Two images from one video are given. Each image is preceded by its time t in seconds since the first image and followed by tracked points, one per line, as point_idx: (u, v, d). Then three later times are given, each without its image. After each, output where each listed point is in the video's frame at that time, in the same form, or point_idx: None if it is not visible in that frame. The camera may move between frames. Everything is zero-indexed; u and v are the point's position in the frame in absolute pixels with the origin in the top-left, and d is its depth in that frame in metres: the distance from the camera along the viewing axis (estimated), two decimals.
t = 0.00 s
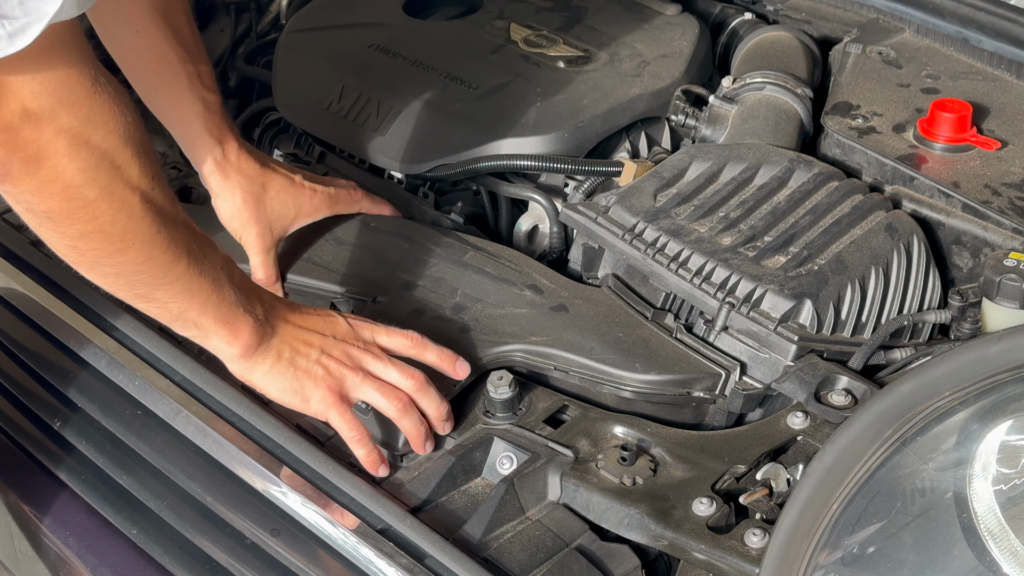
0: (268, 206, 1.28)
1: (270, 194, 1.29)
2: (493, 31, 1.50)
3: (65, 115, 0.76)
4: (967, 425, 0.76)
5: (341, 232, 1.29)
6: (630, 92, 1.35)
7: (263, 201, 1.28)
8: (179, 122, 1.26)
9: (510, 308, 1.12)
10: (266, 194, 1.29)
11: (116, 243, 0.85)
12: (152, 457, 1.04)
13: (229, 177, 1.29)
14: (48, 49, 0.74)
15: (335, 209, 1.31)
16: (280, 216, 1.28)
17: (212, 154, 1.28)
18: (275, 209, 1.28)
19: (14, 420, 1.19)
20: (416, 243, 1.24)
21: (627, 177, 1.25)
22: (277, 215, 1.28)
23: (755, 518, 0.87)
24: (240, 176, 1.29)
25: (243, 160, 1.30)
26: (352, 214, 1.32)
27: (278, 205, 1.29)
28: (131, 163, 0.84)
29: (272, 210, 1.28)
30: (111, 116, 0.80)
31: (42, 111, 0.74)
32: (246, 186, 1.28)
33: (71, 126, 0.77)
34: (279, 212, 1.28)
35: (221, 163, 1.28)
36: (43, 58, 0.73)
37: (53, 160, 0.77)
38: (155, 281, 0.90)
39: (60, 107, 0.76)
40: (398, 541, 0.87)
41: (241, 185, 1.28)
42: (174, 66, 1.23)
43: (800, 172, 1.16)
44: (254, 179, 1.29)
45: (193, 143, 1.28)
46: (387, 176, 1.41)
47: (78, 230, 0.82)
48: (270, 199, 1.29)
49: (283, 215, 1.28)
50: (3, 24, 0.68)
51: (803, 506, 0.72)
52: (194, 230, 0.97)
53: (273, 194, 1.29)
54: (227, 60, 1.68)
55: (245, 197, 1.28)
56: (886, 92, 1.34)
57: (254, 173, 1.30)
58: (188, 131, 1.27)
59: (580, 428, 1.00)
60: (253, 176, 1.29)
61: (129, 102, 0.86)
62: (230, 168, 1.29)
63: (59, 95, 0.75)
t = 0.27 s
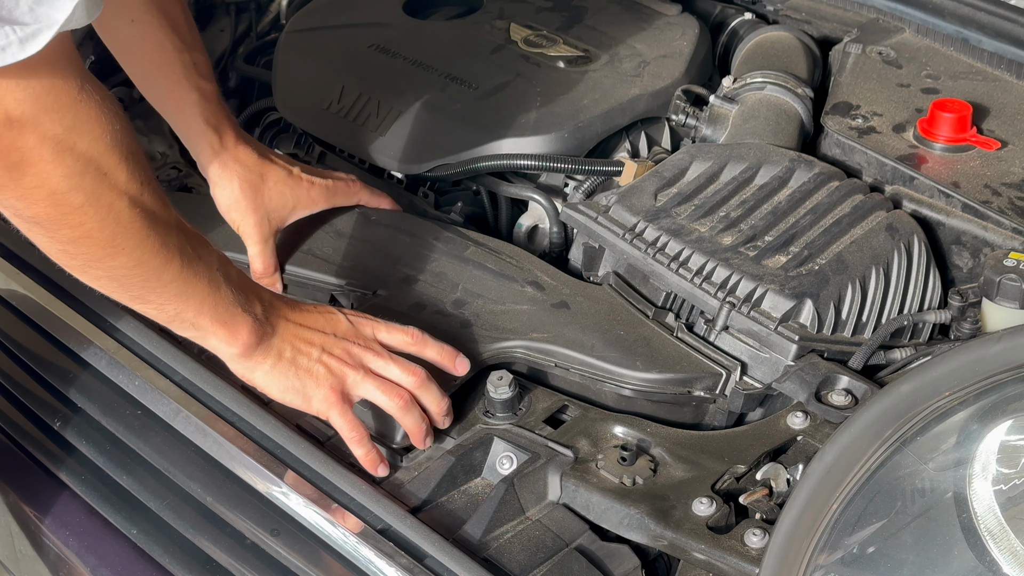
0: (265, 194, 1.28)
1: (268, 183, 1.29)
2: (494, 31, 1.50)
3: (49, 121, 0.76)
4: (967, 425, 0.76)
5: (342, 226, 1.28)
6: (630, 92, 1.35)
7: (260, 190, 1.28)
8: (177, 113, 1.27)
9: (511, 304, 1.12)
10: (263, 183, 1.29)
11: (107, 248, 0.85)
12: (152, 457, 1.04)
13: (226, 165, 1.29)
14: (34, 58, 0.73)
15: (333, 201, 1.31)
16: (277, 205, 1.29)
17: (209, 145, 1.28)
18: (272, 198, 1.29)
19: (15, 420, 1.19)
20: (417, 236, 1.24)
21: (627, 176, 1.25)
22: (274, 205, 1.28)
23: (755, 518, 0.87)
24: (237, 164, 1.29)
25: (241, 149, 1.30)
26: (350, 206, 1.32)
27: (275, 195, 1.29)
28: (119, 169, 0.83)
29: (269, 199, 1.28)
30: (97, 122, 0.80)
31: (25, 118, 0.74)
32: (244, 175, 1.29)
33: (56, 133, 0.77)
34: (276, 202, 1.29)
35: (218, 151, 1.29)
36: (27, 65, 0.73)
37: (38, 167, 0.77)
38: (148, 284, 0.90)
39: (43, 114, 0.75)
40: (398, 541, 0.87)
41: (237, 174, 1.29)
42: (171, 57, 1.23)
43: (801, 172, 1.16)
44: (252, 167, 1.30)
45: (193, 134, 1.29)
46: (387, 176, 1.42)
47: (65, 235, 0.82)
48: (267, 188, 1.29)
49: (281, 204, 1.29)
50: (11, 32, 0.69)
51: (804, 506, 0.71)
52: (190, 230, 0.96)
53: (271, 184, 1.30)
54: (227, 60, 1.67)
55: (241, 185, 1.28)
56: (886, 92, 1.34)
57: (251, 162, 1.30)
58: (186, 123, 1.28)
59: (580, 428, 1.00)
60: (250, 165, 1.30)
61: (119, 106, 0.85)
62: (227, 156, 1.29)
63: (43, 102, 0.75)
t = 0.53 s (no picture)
0: (262, 192, 1.28)
1: (264, 181, 1.30)
2: (493, 31, 1.50)
3: (49, 132, 0.76)
4: (967, 425, 0.76)
5: (342, 226, 1.28)
6: (630, 92, 1.35)
7: (257, 188, 1.29)
8: (176, 110, 1.27)
9: (510, 304, 1.12)
10: (259, 180, 1.29)
11: (106, 258, 0.85)
12: (152, 457, 1.04)
13: (223, 164, 1.29)
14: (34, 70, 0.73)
15: (331, 200, 1.31)
16: (275, 204, 1.29)
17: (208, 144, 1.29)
18: (269, 196, 1.29)
19: (15, 420, 1.19)
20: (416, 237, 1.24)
21: (627, 177, 1.25)
22: (271, 203, 1.28)
23: (755, 518, 0.86)
24: (233, 163, 1.29)
25: (238, 147, 1.31)
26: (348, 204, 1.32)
27: (272, 193, 1.29)
28: (118, 180, 0.83)
29: (266, 198, 1.29)
30: (96, 134, 0.80)
31: (25, 129, 0.74)
32: (241, 173, 1.29)
33: (54, 144, 0.76)
34: (273, 200, 1.29)
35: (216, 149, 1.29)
36: (27, 77, 0.72)
37: (36, 177, 0.77)
38: (147, 294, 0.90)
39: (42, 125, 0.75)
40: (399, 541, 0.87)
41: (234, 173, 1.29)
42: (168, 54, 1.24)
43: (801, 172, 1.16)
44: (248, 165, 1.30)
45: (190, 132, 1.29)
46: (387, 176, 1.42)
47: (65, 245, 0.82)
48: (264, 186, 1.29)
49: (277, 202, 1.29)
50: (13, 45, 0.69)
51: (803, 506, 0.71)
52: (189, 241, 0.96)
53: (267, 181, 1.30)
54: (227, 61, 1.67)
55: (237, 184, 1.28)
56: (886, 92, 1.34)
57: (248, 161, 1.30)
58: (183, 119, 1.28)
59: (581, 428, 1.00)
60: (247, 163, 1.30)
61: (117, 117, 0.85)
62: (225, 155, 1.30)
63: (42, 113, 0.75)
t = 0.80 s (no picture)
0: (265, 192, 1.28)
1: (268, 180, 1.29)
2: (493, 31, 1.50)
3: (38, 132, 0.75)
4: (967, 425, 0.76)
5: (343, 226, 1.28)
6: (630, 92, 1.35)
7: (260, 187, 1.28)
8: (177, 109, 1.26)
9: (510, 305, 1.12)
10: (263, 181, 1.29)
11: (102, 254, 0.85)
12: (152, 457, 1.04)
13: (226, 165, 1.29)
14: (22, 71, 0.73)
15: (333, 200, 1.31)
16: (279, 204, 1.28)
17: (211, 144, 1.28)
18: (273, 195, 1.28)
19: (16, 421, 1.19)
20: (417, 235, 1.24)
21: (627, 177, 1.25)
22: (274, 203, 1.28)
23: (755, 518, 0.86)
24: (236, 164, 1.29)
25: (240, 149, 1.30)
26: (349, 203, 1.32)
27: (275, 193, 1.29)
28: (110, 178, 0.83)
29: (269, 198, 1.28)
30: (87, 132, 0.79)
31: (14, 129, 0.74)
32: (244, 174, 1.28)
33: (44, 143, 0.76)
34: (276, 199, 1.28)
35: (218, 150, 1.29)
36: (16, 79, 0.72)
37: (27, 178, 0.77)
38: (144, 287, 0.90)
39: (32, 125, 0.75)
40: (399, 541, 0.87)
41: (236, 173, 1.28)
42: (170, 54, 1.23)
43: (801, 172, 1.16)
44: (251, 166, 1.30)
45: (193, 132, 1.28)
46: (387, 176, 1.42)
47: (59, 243, 0.82)
48: (268, 185, 1.29)
49: (281, 201, 1.28)
50: (15, 47, 0.69)
51: (803, 506, 0.71)
52: (189, 231, 0.96)
53: (271, 180, 1.29)
54: (227, 61, 1.67)
55: (240, 184, 1.28)
56: (886, 92, 1.34)
57: (251, 161, 1.30)
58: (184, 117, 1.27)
59: (581, 427, 1.00)
60: (250, 163, 1.30)
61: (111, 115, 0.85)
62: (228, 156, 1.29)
63: (31, 113, 0.74)
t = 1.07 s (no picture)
0: (260, 193, 1.28)
1: (263, 182, 1.29)
2: (493, 31, 1.50)
3: (41, 142, 0.75)
4: (967, 425, 0.76)
5: (342, 226, 1.28)
6: (630, 92, 1.35)
7: (255, 189, 1.28)
8: (174, 111, 1.27)
9: (510, 305, 1.12)
10: (258, 182, 1.29)
11: (102, 264, 0.85)
12: (152, 457, 1.04)
13: (221, 168, 1.29)
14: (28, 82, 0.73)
15: (329, 200, 1.31)
16: (274, 205, 1.28)
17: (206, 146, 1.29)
18: (268, 197, 1.29)
19: (16, 421, 1.19)
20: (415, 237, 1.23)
21: (627, 177, 1.25)
22: (270, 204, 1.28)
23: (755, 518, 0.86)
24: (231, 166, 1.30)
25: (236, 150, 1.31)
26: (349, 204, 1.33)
27: (271, 194, 1.29)
28: (113, 189, 0.83)
29: (264, 199, 1.28)
30: (92, 145, 0.80)
31: (18, 139, 0.74)
32: (239, 175, 1.29)
33: (48, 153, 0.76)
34: (272, 200, 1.28)
35: (214, 152, 1.29)
36: (20, 89, 0.72)
37: (30, 187, 0.77)
38: (145, 299, 0.91)
39: (36, 134, 0.75)
40: (399, 541, 0.87)
41: (231, 175, 1.29)
42: (166, 55, 1.24)
43: (801, 172, 1.16)
44: (246, 168, 1.30)
45: (189, 135, 1.29)
46: (387, 176, 1.42)
47: (61, 252, 0.82)
48: (263, 186, 1.29)
49: (276, 203, 1.29)
50: (12, 58, 0.69)
51: (803, 506, 0.71)
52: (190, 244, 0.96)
53: (266, 182, 1.30)
54: (227, 61, 1.67)
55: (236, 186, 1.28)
56: (886, 92, 1.34)
57: (247, 163, 1.30)
58: (181, 119, 1.27)
59: (581, 427, 1.00)
60: (245, 165, 1.30)
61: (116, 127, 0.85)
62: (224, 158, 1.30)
63: (36, 123, 0.75)
